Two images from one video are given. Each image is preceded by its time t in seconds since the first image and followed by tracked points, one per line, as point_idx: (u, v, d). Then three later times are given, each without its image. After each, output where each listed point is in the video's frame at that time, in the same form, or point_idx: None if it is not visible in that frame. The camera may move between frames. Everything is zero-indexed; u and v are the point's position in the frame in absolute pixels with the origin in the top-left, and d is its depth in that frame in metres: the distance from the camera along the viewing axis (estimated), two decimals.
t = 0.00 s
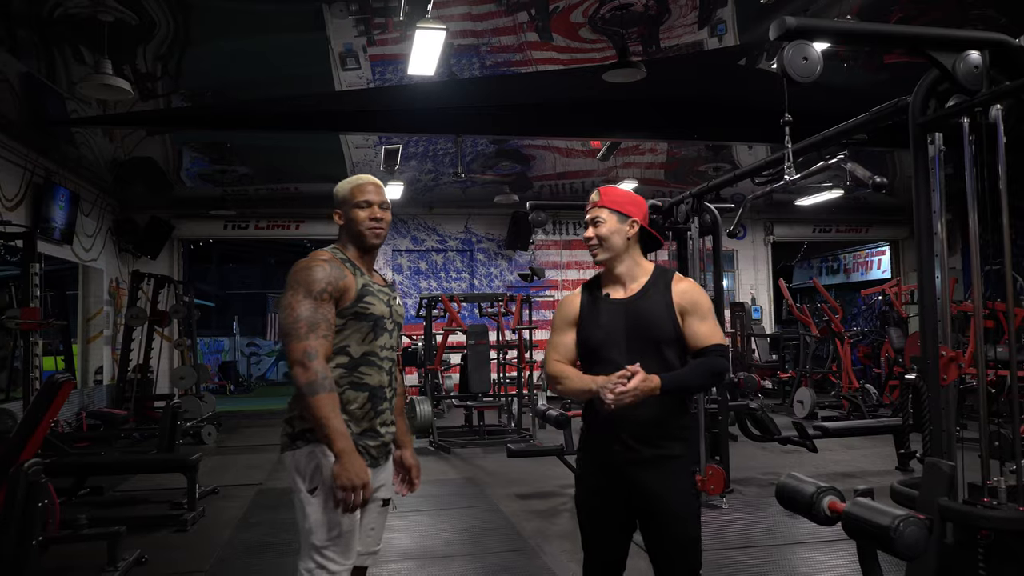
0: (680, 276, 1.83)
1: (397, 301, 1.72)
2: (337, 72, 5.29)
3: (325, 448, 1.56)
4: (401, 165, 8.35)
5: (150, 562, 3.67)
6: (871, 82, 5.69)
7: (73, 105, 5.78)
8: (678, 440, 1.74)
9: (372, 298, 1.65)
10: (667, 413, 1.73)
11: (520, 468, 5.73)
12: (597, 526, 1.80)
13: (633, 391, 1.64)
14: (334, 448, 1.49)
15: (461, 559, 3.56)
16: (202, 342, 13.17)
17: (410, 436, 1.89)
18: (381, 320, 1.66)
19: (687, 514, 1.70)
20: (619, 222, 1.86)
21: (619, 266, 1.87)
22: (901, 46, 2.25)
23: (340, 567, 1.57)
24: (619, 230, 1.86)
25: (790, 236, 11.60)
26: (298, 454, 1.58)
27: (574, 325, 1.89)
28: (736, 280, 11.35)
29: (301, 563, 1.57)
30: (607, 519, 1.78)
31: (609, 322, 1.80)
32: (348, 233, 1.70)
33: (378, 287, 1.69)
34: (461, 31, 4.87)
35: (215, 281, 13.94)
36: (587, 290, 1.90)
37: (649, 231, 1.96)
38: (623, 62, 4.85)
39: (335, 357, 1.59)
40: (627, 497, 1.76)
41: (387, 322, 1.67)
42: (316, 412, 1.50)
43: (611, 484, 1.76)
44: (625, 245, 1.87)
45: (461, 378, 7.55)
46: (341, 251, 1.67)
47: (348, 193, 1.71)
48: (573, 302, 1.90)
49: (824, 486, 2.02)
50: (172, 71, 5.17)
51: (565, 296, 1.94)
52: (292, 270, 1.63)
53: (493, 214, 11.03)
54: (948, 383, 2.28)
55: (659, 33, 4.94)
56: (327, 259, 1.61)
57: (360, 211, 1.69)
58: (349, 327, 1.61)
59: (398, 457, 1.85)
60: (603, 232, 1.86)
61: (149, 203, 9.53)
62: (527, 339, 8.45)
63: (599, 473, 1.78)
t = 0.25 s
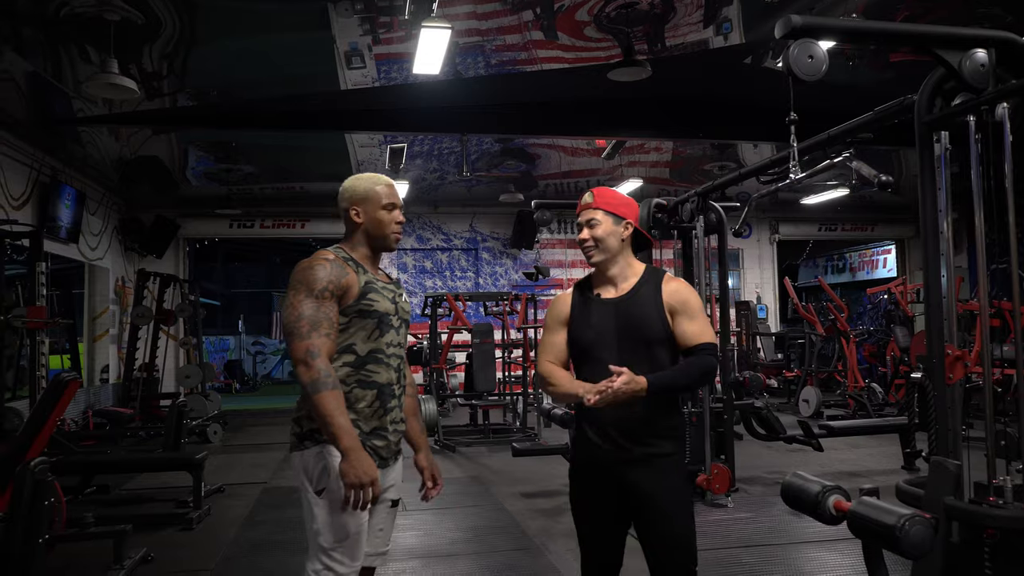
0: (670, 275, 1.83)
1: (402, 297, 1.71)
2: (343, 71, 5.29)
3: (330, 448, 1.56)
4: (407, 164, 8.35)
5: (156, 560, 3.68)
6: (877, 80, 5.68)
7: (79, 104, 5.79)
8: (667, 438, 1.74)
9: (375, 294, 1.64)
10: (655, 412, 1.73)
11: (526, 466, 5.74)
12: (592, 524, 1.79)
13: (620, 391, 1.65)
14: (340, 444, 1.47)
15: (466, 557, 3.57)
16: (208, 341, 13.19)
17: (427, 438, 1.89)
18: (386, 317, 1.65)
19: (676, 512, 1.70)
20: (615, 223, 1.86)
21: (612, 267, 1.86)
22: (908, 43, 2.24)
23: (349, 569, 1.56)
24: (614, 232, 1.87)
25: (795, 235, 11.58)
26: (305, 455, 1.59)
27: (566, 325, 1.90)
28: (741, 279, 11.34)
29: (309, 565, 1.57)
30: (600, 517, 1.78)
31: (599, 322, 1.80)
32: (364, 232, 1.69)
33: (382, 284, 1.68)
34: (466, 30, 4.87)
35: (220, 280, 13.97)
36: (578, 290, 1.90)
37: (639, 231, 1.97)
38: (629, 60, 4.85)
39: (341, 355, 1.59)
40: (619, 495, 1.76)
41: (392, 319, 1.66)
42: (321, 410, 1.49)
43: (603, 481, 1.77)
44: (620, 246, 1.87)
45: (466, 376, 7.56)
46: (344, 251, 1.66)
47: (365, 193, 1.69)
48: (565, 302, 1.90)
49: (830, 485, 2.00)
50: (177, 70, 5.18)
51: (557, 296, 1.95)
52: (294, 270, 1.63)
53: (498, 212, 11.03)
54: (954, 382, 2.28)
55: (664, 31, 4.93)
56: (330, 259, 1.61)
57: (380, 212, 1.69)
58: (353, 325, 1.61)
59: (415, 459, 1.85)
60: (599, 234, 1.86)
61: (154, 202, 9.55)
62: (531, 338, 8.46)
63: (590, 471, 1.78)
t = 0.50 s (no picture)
0: (667, 275, 1.82)
1: (404, 292, 1.68)
2: (347, 70, 5.30)
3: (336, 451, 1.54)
4: (411, 163, 8.36)
5: (162, 558, 3.69)
6: (882, 77, 5.66)
7: (84, 103, 5.80)
8: (663, 434, 1.74)
9: (372, 292, 1.61)
10: (649, 408, 1.73)
11: (530, 464, 5.75)
12: (590, 524, 1.79)
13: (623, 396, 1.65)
14: (331, 449, 1.47)
15: (471, 555, 3.57)
16: (213, 339, 13.23)
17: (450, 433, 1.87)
18: (386, 313, 1.62)
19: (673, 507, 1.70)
20: (625, 221, 1.85)
21: (614, 264, 1.83)
22: (914, 41, 2.23)
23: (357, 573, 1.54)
24: (624, 230, 1.85)
25: (801, 233, 11.56)
26: (310, 459, 1.57)
27: (560, 321, 1.89)
28: (746, 277, 11.32)
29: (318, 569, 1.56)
30: (598, 515, 1.78)
31: (594, 320, 1.79)
32: (368, 227, 1.67)
33: (381, 281, 1.65)
34: (471, 28, 4.86)
35: (225, 279, 14.00)
36: (574, 284, 1.88)
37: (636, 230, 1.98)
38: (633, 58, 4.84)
39: (341, 357, 1.57)
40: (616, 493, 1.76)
41: (393, 315, 1.63)
42: (310, 416, 1.49)
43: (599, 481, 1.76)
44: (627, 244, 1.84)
45: (471, 375, 7.57)
46: (342, 250, 1.65)
47: (369, 188, 1.68)
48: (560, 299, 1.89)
49: (834, 484, 2.00)
50: (182, 69, 5.19)
51: (552, 291, 1.93)
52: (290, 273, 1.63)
53: (502, 211, 11.03)
54: (960, 379, 2.26)
55: (669, 29, 4.93)
56: (325, 259, 1.59)
57: (385, 208, 1.67)
58: (351, 325, 1.58)
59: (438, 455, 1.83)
60: (614, 231, 1.84)
61: (159, 201, 9.57)
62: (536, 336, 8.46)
63: (587, 471, 1.77)
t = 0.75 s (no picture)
0: (674, 277, 1.83)
1: (408, 289, 1.66)
2: (352, 69, 5.30)
3: (350, 456, 1.51)
4: (415, 162, 8.36)
5: (167, 556, 3.70)
6: (888, 76, 5.64)
7: (89, 103, 5.82)
8: (672, 433, 1.74)
9: (373, 292, 1.59)
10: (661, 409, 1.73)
11: (535, 463, 5.74)
12: (596, 524, 1.78)
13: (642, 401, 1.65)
14: (312, 467, 1.43)
15: (475, 554, 3.57)
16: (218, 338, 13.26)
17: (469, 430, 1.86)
18: (389, 313, 1.60)
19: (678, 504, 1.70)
20: (632, 220, 1.83)
21: (621, 264, 1.83)
22: (919, 39, 2.22)
23: None
24: (632, 229, 1.84)
25: (806, 232, 11.53)
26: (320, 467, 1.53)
27: (565, 321, 1.86)
28: (751, 276, 11.29)
29: None
30: (605, 516, 1.77)
31: (603, 319, 1.78)
32: (370, 225, 1.65)
33: (383, 279, 1.63)
34: (475, 27, 4.86)
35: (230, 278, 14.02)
36: (579, 284, 1.86)
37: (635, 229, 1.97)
38: (637, 57, 4.83)
39: (346, 361, 1.56)
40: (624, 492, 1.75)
41: (397, 314, 1.61)
42: (296, 430, 1.46)
43: (607, 481, 1.75)
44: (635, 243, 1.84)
45: (476, 373, 7.57)
46: (341, 252, 1.63)
47: (372, 185, 1.67)
48: (566, 297, 1.86)
49: (840, 483, 1.99)
50: (187, 69, 5.20)
51: (555, 291, 1.90)
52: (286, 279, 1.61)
53: (507, 210, 11.03)
54: (966, 379, 2.25)
55: (673, 28, 4.92)
56: (320, 262, 1.57)
57: (389, 206, 1.66)
58: (353, 327, 1.57)
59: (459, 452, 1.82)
60: (623, 230, 1.82)
61: (165, 200, 9.59)
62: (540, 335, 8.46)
63: (594, 471, 1.77)
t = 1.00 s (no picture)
0: (684, 275, 1.86)
1: (406, 281, 1.63)
2: (351, 67, 5.30)
3: (348, 460, 1.48)
4: (415, 160, 8.36)
5: (167, 556, 3.69)
6: (887, 74, 5.65)
7: (88, 102, 5.81)
8: (681, 433, 1.75)
9: (371, 286, 1.55)
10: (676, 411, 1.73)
11: (535, 462, 5.75)
12: (603, 525, 1.79)
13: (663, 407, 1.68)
14: (319, 471, 1.39)
15: (476, 553, 3.57)
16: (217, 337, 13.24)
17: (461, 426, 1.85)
18: (389, 307, 1.56)
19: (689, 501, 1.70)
20: (640, 216, 1.86)
21: (632, 261, 1.84)
22: (918, 38, 2.23)
23: None
24: (641, 225, 1.86)
25: (805, 231, 11.54)
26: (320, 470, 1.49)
27: (576, 321, 1.86)
28: (749, 275, 11.31)
29: None
30: (613, 517, 1.77)
31: (616, 317, 1.79)
32: (364, 215, 1.61)
33: (380, 272, 1.59)
34: (474, 26, 4.86)
35: (229, 277, 14.00)
36: (589, 282, 1.86)
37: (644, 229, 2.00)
38: (637, 56, 4.84)
39: (346, 359, 1.52)
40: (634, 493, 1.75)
41: (397, 308, 1.58)
42: (300, 433, 1.42)
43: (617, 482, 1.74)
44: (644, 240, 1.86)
45: (476, 372, 7.57)
46: (333, 244, 1.58)
47: (364, 173, 1.62)
48: (576, 296, 1.86)
49: (838, 481, 1.99)
50: (185, 67, 5.19)
51: (565, 289, 1.90)
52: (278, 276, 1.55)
53: (506, 209, 11.03)
54: (964, 377, 2.27)
55: (673, 27, 4.92)
56: (315, 256, 1.52)
57: (383, 195, 1.62)
58: (352, 323, 1.53)
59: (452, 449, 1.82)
60: (631, 226, 1.84)
61: (163, 199, 9.57)
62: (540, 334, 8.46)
63: (603, 473, 1.76)
